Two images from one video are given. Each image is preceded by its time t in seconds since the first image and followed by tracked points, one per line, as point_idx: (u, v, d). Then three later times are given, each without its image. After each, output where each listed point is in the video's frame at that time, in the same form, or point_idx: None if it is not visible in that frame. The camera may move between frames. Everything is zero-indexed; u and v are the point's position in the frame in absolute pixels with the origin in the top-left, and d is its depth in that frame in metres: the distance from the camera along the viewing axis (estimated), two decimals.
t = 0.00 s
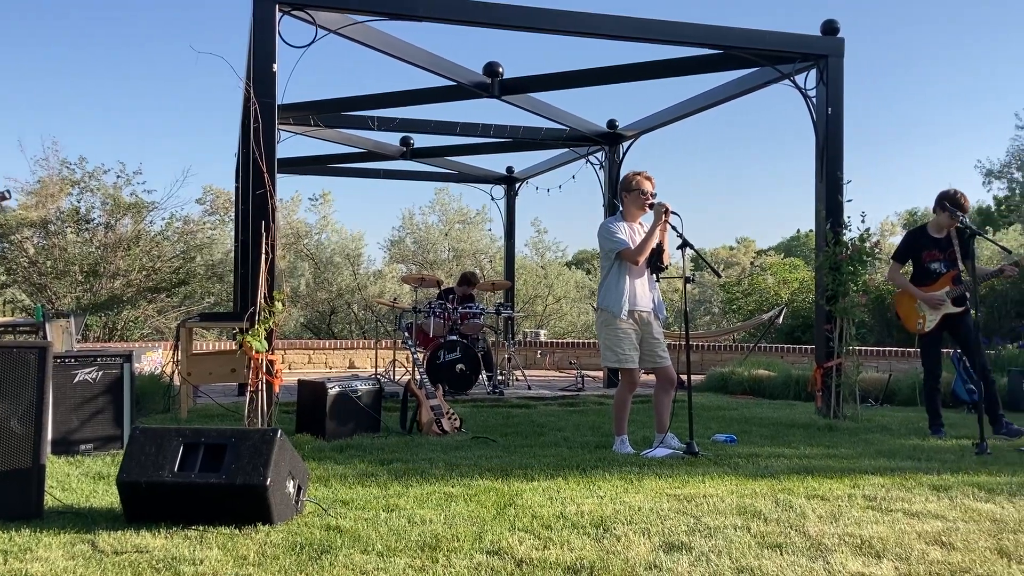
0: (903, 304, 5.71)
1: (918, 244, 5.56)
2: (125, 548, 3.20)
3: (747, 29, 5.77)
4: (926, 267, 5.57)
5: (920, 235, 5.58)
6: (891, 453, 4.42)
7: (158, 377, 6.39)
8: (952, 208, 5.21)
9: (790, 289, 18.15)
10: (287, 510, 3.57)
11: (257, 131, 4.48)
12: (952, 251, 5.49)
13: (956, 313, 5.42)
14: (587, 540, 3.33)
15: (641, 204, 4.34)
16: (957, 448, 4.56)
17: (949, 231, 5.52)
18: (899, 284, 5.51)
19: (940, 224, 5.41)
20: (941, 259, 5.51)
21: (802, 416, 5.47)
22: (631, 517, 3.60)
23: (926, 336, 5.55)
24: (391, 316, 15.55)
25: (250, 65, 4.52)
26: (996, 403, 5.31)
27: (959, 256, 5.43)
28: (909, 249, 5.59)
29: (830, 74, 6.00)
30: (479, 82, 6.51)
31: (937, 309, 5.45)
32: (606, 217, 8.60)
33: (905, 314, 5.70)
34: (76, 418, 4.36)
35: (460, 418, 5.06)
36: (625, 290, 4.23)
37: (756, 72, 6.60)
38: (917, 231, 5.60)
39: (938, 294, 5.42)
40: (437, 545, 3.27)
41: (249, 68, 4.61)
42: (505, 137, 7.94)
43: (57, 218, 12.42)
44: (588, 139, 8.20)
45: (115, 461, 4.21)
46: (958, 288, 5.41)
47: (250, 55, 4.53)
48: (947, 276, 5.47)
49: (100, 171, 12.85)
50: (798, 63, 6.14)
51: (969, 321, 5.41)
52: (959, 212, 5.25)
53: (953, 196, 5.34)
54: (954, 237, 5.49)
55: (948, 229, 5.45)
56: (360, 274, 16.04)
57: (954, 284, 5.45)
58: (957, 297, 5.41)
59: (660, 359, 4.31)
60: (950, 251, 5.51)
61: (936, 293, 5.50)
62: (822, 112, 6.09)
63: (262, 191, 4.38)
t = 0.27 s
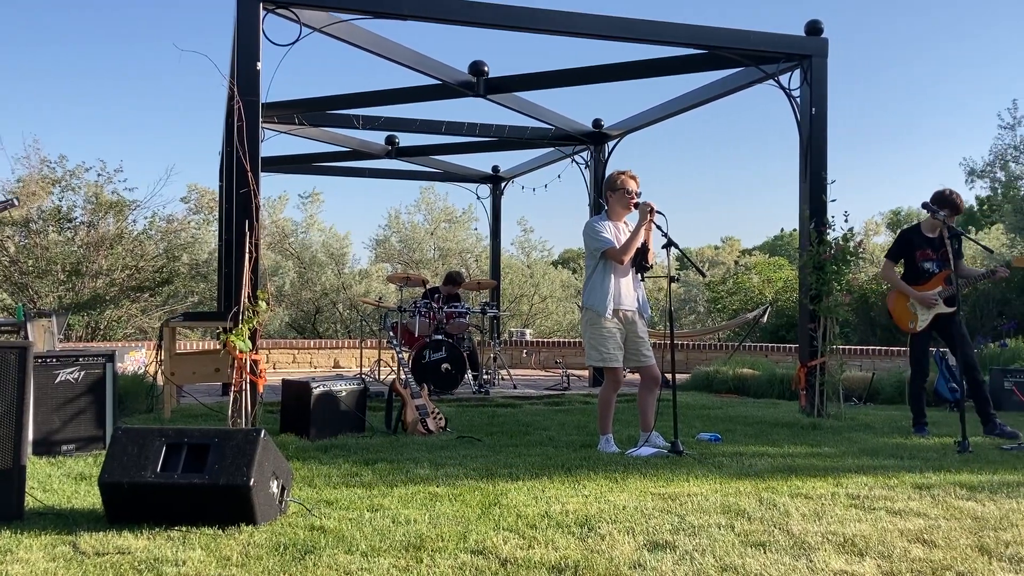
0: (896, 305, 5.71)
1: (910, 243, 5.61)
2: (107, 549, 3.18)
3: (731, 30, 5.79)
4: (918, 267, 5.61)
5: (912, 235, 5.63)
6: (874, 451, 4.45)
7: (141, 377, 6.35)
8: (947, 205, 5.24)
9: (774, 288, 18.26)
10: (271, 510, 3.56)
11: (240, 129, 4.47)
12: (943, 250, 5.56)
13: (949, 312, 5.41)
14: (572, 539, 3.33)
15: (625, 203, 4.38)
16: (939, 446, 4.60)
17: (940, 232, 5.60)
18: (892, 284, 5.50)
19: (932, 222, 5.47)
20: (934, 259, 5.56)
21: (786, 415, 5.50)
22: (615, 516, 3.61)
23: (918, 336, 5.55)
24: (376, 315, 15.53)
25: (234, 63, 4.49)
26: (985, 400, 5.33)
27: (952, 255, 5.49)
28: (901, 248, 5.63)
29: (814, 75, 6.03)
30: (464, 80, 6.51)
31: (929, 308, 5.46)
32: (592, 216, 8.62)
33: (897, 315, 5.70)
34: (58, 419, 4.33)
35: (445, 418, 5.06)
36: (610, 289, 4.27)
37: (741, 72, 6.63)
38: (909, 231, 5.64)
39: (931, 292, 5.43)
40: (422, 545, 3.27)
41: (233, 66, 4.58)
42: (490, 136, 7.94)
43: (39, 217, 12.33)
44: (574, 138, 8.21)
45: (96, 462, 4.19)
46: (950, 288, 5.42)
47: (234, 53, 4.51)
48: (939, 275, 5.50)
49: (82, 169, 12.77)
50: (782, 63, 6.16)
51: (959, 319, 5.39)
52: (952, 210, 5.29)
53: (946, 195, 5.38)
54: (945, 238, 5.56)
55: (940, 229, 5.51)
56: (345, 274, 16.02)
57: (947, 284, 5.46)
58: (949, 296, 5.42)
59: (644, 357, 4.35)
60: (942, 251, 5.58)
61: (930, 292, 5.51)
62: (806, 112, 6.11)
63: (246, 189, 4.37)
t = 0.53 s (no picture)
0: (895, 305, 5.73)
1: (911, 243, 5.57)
2: (88, 550, 3.16)
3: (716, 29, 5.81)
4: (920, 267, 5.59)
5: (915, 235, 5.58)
6: (857, 449, 4.48)
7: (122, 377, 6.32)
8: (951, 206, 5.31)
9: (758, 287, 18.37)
10: (254, 510, 3.54)
11: (224, 128, 4.45)
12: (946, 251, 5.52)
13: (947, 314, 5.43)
14: (556, 538, 3.34)
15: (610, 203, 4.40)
16: (921, 443, 4.63)
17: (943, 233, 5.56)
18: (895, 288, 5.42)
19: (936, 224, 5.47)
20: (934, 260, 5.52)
21: (769, 413, 5.53)
22: (600, 514, 3.61)
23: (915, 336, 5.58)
24: (361, 314, 15.51)
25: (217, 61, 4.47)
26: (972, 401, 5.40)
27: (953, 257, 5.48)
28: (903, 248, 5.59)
29: (797, 74, 6.06)
30: (449, 79, 6.51)
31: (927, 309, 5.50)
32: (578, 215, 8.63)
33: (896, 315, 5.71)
34: (39, 419, 4.30)
35: (430, 417, 5.06)
36: (595, 288, 4.29)
37: (725, 71, 6.66)
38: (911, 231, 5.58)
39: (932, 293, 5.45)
40: (406, 545, 3.27)
41: (216, 64, 4.56)
42: (475, 135, 7.93)
43: (20, 215, 12.23)
44: (559, 138, 8.22)
45: (78, 462, 4.17)
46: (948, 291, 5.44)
47: (218, 51, 4.49)
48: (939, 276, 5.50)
49: (63, 167, 12.69)
50: (766, 63, 6.19)
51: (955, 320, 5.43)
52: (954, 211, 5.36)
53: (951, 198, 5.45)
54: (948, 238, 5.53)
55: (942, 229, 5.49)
56: (330, 273, 15.99)
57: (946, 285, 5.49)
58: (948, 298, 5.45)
59: (628, 356, 4.38)
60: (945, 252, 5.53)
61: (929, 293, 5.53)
62: (789, 112, 6.14)
63: (230, 188, 4.35)
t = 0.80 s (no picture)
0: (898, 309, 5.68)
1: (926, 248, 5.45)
2: (70, 551, 3.14)
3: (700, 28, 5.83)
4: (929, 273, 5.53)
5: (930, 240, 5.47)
6: (840, 446, 4.51)
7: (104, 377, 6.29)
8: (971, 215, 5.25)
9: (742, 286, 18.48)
10: (238, 510, 3.53)
11: (207, 126, 4.44)
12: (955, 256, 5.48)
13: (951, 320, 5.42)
14: (541, 536, 3.34)
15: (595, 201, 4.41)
16: (904, 441, 4.67)
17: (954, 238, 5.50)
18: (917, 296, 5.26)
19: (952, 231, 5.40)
20: (944, 265, 5.48)
21: (753, 410, 5.56)
22: (585, 512, 3.62)
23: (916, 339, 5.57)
24: (346, 312, 15.48)
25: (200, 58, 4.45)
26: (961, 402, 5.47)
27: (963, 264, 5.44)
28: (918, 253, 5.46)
29: (782, 74, 6.08)
30: (433, 77, 6.50)
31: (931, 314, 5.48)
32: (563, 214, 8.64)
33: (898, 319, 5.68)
34: (20, 419, 4.27)
35: (415, 415, 5.05)
36: (581, 287, 4.30)
37: (710, 70, 6.68)
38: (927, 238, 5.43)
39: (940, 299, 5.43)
40: (391, 544, 3.26)
41: (200, 61, 4.54)
42: (460, 133, 7.92)
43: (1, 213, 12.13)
44: (545, 136, 8.23)
45: (59, 462, 4.14)
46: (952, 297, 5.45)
47: (201, 48, 4.47)
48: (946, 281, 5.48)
49: (45, 165, 12.60)
50: (751, 62, 6.21)
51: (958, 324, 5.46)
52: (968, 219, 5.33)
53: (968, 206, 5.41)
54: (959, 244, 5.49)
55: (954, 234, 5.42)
56: (315, 271, 15.97)
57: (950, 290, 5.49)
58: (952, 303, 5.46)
59: (613, 355, 4.39)
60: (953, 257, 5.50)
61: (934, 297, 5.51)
62: (774, 111, 6.16)
63: (213, 186, 4.34)
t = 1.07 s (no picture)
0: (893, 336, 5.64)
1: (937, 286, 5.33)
2: (52, 551, 3.12)
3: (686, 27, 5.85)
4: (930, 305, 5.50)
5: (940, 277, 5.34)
6: (824, 444, 4.54)
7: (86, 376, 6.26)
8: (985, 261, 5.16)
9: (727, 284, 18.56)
10: (221, 509, 3.51)
11: (191, 124, 4.43)
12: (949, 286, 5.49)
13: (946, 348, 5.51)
14: (526, 534, 3.34)
15: (581, 199, 4.42)
16: (887, 438, 4.70)
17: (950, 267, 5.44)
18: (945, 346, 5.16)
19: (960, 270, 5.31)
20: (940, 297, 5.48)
21: (738, 408, 5.58)
22: (570, 510, 3.63)
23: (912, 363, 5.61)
24: (331, 311, 15.46)
25: (184, 55, 4.44)
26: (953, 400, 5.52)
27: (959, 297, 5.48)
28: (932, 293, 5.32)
29: (766, 73, 6.11)
30: (419, 75, 6.50)
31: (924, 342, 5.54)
32: (549, 212, 8.65)
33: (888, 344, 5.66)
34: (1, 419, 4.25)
35: (401, 414, 5.04)
36: (566, 284, 4.31)
37: (695, 69, 6.71)
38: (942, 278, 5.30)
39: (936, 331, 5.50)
40: (376, 543, 3.25)
41: (183, 59, 4.52)
42: (446, 131, 7.92)
43: None
44: (530, 134, 8.24)
45: (41, 462, 4.13)
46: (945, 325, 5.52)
47: (184, 45, 4.45)
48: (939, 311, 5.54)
49: (26, 163, 12.51)
50: (735, 61, 6.23)
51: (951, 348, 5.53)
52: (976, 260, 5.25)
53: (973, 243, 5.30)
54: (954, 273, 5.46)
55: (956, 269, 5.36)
56: (300, 269, 15.94)
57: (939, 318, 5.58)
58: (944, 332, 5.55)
59: (599, 353, 4.41)
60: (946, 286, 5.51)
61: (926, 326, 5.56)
62: (758, 110, 6.18)
63: (197, 184, 4.34)
